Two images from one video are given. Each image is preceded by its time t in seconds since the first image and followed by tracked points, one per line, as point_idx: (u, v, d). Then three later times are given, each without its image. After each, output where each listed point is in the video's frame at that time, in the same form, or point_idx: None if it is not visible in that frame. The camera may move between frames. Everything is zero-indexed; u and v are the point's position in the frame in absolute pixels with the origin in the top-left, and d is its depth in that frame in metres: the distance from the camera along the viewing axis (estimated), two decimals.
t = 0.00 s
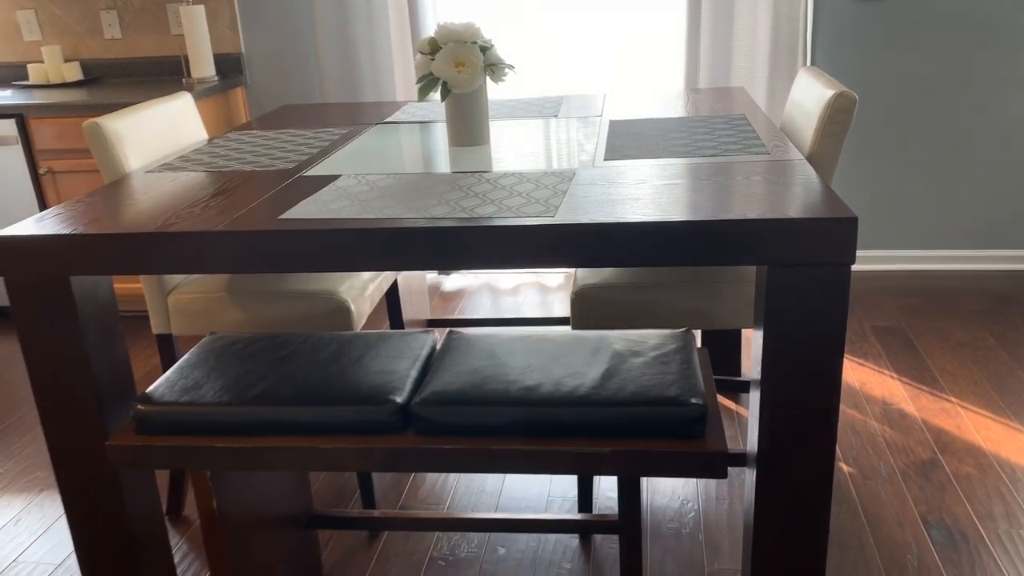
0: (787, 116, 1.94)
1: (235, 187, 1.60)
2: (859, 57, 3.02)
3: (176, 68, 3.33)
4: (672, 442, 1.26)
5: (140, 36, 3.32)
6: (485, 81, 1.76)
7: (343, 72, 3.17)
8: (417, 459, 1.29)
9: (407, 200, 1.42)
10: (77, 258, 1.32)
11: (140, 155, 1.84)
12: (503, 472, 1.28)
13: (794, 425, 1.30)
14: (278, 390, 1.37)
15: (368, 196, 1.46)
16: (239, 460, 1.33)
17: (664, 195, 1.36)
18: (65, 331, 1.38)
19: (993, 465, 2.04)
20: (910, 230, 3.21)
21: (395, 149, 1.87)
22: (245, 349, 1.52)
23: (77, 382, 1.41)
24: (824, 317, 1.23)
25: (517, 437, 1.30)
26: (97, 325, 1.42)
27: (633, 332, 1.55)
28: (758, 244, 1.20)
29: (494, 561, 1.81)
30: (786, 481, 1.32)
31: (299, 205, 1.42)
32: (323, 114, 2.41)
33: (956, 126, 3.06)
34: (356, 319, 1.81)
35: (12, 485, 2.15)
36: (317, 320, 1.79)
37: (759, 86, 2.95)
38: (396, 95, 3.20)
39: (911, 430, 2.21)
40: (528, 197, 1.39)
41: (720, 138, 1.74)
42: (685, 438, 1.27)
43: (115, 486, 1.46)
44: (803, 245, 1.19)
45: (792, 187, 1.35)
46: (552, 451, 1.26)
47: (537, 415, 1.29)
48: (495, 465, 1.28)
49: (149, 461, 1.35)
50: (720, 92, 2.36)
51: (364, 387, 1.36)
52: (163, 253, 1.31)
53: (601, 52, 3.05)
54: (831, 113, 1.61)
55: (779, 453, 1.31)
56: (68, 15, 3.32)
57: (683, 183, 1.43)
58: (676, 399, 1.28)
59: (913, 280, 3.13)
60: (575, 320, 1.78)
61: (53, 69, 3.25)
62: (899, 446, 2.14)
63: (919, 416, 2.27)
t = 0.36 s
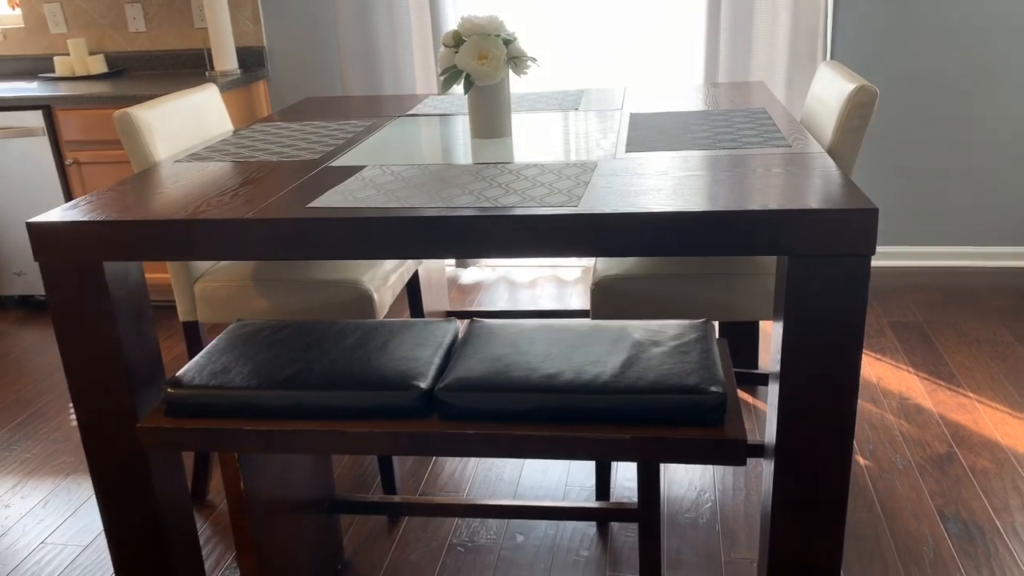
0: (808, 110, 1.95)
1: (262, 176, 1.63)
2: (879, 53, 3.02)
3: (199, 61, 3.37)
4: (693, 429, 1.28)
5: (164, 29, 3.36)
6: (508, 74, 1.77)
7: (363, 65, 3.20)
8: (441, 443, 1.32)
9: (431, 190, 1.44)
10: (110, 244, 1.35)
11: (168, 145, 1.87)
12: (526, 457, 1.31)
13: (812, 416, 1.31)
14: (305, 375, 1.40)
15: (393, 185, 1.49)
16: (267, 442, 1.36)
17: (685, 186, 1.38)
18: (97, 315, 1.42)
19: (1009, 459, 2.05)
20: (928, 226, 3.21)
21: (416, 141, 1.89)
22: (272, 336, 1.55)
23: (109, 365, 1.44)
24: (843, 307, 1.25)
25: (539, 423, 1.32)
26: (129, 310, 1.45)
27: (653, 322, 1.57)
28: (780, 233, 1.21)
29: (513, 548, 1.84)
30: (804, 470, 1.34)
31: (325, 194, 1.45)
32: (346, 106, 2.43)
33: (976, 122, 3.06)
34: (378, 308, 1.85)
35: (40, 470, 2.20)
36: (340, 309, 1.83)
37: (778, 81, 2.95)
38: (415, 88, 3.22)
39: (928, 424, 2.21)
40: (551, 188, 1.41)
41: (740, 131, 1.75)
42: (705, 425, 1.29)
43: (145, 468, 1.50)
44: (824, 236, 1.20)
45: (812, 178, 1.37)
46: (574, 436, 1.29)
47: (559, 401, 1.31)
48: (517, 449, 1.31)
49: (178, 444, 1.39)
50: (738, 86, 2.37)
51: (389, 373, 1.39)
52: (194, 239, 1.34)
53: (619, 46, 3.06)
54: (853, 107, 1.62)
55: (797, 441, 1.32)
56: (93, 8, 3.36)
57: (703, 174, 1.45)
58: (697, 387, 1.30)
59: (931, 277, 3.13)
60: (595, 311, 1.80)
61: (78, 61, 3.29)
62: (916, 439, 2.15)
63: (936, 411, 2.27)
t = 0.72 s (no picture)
0: (816, 102, 1.95)
1: (272, 167, 1.64)
2: (886, 45, 3.02)
3: (207, 54, 3.38)
4: (700, 417, 1.29)
5: (172, 22, 3.37)
6: (516, 65, 1.78)
7: (371, 59, 3.21)
8: (449, 431, 1.33)
9: (440, 181, 1.45)
10: (122, 233, 1.37)
11: (178, 136, 1.89)
12: (534, 445, 1.32)
13: (818, 406, 1.31)
14: (315, 363, 1.42)
15: (402, 176, 1.50)
16: (277, 431, 1.38)
17: (693, 177, 1.39)
18: (110, 305, 1.43)
19: (1016, 450, 2.05)
20: (936, 218, 3.20)
21: (425, 133, 1.90)
22: (282, 326, 1.57)
23: (121, 355, 1.46)
24: (850, 298, 1.25)
25: (547, 412, 1.33)
26: (141, 300, 1.47)
27: (660, 312, 1.58)
28: (786, 223, 1.22)
29: (520, 536, 1.85)
30: (810, 459, 1.34)
31: (335, 184, 1.46)
32: (354, 98, 2.44)
33: (983, 115, 3.05)
34: (386, 299, 1.86)
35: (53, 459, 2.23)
36: (349, 299, 1.84)
37: (785, 73, 2.95)
38: (423, 81, 3.23)
39: (935, 415, 2.22)
40: (559, 178, 1.42)
41: (747, 122, 1.76)
42: (712, 413, 1.30)
43: (157, 456, 1.51)
44: (830, 226, 1.21)
45: (820, 168, 1.37)
46: (582, 425, 1.30)
47: (567, 389, 1.32)
48: (525, 438, 1.32)
49: (190, 432, 1.40)
50: (745, 78, 2.37)
51: (398, 362, 1.40)
52: (205, 229, 1.35)
53: (627, 39, 3.07)
54: (861, 98, 1.63)
55: (804, 431, 1.33)
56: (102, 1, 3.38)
57: (711, 164, 1.46)
58: (703, 375, 1.31)
59: (938, 269, 3.14)
60: (603, 301, 1.81)
61: (87, 55, 3.31)
62: (922, 430, 2.16)
63: (943, 402, 2.28)
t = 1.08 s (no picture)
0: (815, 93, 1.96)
1: (270, 158, 1.64)
2: (885, 37, 3.01)
3: (205, 45, 3.38)
4: (698, 408, 1.30)
5: (170, 13, 3.36)
6: (514, 56, 1.78)
7: (370, 50, 3.20)
8: (448, 421, 1.34)
9: (438, 171, 1.45)
10: (121, 224, 1.37)
11: (176, 127, 1.89)
12: (533, 435, 1.32)
13: (816, 398, 1.32)
14: (314, 354, 1.42)
15: (401, 167, 1.50)
16: (277, 421, 1.38)
17: (692, 167, 1.39)
18: (108, 296, 1.43)
19: (1012, 441, 2.06)
20: (934, 210, 3.21)
21: (423, 124, 1.90)
22: (281, 316, 1.57)
23: (120, 346, 1.46)
24: (847, 289, 1.25)
25: (545, 402, 1.34)
26: (140, 290, 1.47)
27: (659, 303, 1.58)
28: (785, 213, 1.22)
29: (518, 527, 1.86)
30: (808, 449, 1.35)
31: (334, 175, 1.46)
32: (353, 89, 2.44)
33: (982, 107, 3.06)
34: (385, 291, 1.86)
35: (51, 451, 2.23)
36: (348, 290, 1.84)
37: (783, 65, 2.95)
38: (422, 72, 3.22)
39: (932, 406, 2.23)
40: (558, 169, 1.42)
41: (746, 113, 1.76)
42: (709, 404, 1.30)
43: (156, 447, 1.52)
44: (829, 217, 1.21)
45: (818, 159, 1.37)
46: (580, 415, 1.30)
47: (566, 380, 1.32)
48: (524, 428, 1.32)
49: (189, 422, 1.40)
50: (744, 69, 2.37)
51: (397, 352, 1.41)
52: (204, 219, 1.35)
53: (625, 30, 3.06)
54: (859, 89, 1.63)
55: (802, 422, 1.33)
56: None
57: (710, 155, 1.46)
58: (702, 366, 1.31)
59: (936, 261, 3.14)
60: (601, 293, 1.82)
61: (85, 46, 3.30)
62: (920, 422, 2.16)
63: (940, 393, 2.29)
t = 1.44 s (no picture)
0: (812, 84, 1.96)
1: (268, 144, 1.63)
2: (882, 29, 3.02)
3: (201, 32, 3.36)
4: (694, 396, 1.30)
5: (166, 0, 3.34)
6: (513, 44, 1.78)
7: (367, 38, 3.19)
8: (446, 408, 1.34)
9: (436, 159, 1.45)
10: (117, 209, 1.37)
11: (173, 113, 1.88)
12: (529, 422, 1.33)
13: (811, 387, 1.32)
14: (311, 341, 1.42)
15: (399, 154, 1.50)
16: (274, 407, 1.38)
17: (690, 156, 1.39)
18: (105, 282, 1.43)
19: (1005, 433, 2.07)
20: (929, 203, 3.22)
21: (421, 112, 1.90)
22: (278, 303, 1.57)
23: (117, 331, 1.46)
24: (844, 279, 1.25)
25: (542, 389, 1.34)
26: (137, 276, 1.47)
27: (655, 292, 1.58)
28: (781, 203, 1.22)
29: (514, 514, 1.87)
30: (803, 438, 1.35)
31: (331, 162, 1.46)
32: (350, 77, 2.44)
33: (977, 99, 3.07)
34: (382, 279, 1.87)
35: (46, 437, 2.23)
36: (345, 278, 1.85)
37: (781, 56, 2.95)
38: (419, 61, 3.22)
39: (926, 397, 2.24)
40: (556, 157, 1.42)
41: (744, 103, 1.76)
42: (705, 392, 1.31)
43: (153, 433, 1.52)
44: (827, 205, 1.21)
45: (816, 149, 1.38)
46: (576, 402, 1.31)
47: (562, 368, 1.33)
48: (520, 415, 1.33)
49: (185, 408, 1.40)
50: (741, 60, 2.37)
51: (394, 339, 1.41)
52: (201, 205, 1.35)
53: (623, 20, 3.06)
54: (857, 79, 1.63)
55: (797, 411, 1.34)
56: None
57: (708, 144, 1.46)
58: (698, 354, 1.32)
59: (931, 254, 3.15)
60: (598, 282, 1.82)
61: (80, 32, 3.28)
62: (914, 412, 2.17)
63: (933, 384, 2.30)
